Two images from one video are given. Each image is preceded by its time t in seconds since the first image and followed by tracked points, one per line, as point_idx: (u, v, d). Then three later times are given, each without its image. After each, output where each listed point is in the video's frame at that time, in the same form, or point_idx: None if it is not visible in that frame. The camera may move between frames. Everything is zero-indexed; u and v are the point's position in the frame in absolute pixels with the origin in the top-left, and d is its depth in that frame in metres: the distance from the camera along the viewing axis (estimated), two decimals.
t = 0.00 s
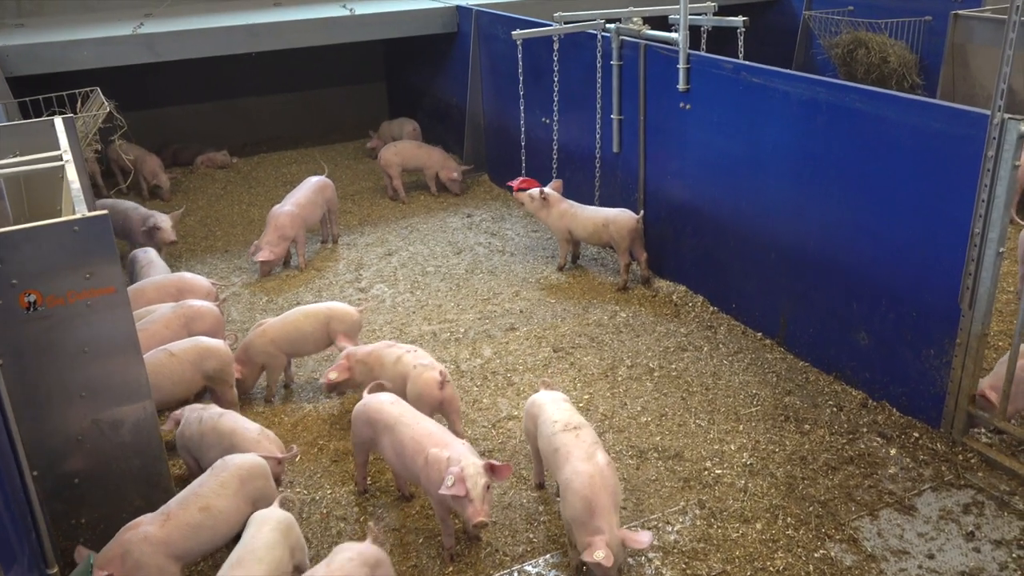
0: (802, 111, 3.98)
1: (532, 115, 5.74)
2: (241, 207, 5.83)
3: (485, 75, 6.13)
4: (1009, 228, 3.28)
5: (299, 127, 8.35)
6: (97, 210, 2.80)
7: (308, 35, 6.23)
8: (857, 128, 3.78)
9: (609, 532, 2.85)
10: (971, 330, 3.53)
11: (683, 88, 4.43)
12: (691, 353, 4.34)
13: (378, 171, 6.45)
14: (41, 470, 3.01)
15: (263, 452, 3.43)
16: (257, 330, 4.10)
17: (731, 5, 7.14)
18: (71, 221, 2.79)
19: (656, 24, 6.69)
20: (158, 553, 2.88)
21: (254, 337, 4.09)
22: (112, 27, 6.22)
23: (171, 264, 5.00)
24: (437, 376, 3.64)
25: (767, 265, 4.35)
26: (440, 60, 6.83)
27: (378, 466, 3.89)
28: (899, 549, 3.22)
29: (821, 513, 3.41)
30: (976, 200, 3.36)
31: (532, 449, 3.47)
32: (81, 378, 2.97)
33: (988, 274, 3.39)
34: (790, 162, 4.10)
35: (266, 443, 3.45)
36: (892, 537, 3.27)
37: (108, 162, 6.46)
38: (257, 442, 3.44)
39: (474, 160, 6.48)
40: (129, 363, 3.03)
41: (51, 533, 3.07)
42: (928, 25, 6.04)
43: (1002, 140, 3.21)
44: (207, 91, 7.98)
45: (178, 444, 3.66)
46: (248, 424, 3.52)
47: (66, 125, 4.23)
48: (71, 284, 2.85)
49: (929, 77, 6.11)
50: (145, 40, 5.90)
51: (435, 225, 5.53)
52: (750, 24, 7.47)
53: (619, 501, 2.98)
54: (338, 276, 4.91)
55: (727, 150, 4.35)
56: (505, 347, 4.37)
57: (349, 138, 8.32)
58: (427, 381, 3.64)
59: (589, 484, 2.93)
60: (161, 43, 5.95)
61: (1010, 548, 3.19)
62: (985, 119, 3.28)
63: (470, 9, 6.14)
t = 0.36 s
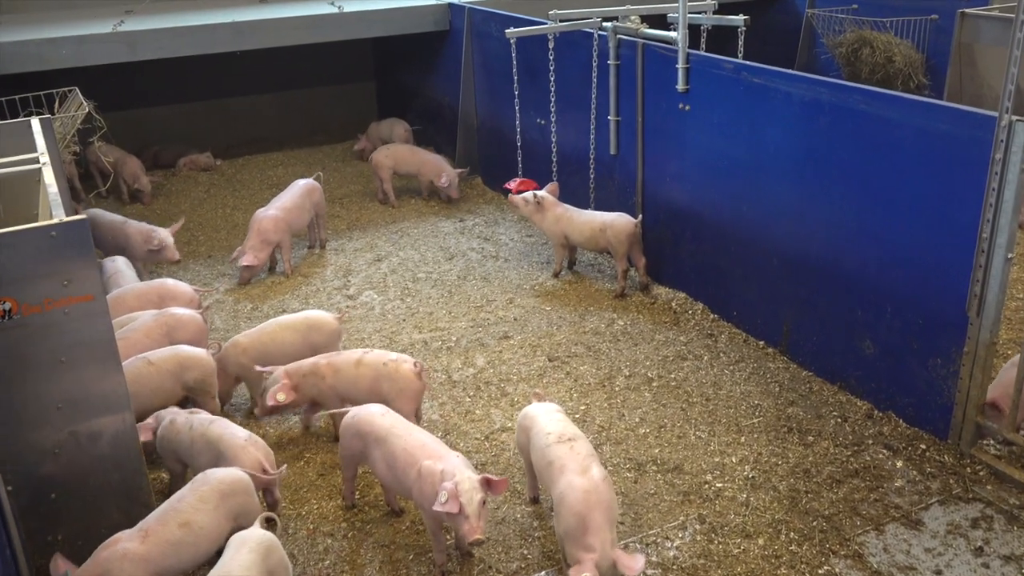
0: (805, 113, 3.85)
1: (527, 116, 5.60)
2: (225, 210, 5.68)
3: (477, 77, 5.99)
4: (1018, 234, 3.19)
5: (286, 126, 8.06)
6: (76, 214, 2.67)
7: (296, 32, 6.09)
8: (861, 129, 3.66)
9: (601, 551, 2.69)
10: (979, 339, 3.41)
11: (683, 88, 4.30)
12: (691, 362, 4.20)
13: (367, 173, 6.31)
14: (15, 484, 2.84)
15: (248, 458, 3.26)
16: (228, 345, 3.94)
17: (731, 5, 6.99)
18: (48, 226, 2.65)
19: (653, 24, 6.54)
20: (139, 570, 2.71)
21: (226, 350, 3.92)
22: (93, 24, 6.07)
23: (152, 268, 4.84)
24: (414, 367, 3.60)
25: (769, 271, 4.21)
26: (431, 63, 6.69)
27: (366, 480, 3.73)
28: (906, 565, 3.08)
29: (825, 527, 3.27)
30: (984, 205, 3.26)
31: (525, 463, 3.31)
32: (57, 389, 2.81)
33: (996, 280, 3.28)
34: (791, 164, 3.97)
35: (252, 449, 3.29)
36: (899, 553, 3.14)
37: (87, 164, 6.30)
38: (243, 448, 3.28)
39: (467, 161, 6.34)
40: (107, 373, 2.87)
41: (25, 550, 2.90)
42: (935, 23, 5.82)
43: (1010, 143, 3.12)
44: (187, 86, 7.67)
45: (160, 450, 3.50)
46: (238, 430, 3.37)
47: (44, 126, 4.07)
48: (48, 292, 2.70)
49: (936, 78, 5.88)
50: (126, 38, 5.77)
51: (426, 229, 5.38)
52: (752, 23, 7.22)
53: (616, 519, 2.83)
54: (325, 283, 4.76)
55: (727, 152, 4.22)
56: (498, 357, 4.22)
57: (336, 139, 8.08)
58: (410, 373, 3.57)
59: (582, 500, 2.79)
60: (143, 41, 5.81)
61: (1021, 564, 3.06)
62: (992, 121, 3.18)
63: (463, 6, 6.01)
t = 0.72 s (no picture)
0: (803, 116, 3.75)
1: (516, 119, 5.47)
2: (204, 218, 5.53)
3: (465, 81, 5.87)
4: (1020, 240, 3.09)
5: (269, 129, 7.86)
6: (49, 221, 2.57)
7: (280, 33, 5.96)
8: (860, 133, 3.56)
9: (591, 561, 2.58)
10: (982, 348, 3.31)
11: (678, 90, 4.19)
12: (687, 373, 4.07)
13: (353, 178, 6.17)
14: None
15: (223, 469, 3.13)
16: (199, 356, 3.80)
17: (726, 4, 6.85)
18: (20, 234, 2.54)
19: (645, 25, 6.41)
20: None
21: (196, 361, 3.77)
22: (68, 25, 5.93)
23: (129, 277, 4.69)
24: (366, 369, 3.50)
25: (766, 279, 4.10)
26: (418, 68, 6.56)
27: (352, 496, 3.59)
28: None
29: (825, 543, 3.15)
30: (985, 210, 3.17)
31: (516, 476, 3.16)
32: (30, 403, 2.67)
33: (999, 289, 3.20)
34: (788, 169, 3.86)
35: (226, 459, 3.15)
36: (901, 570, 3.02)
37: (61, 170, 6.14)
38: (216, 459, 3.14)
39: (456, 166, 6.20)
40: (83, 387, 2.74)
41: None
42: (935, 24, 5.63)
43: (1012, 147, 3.04)
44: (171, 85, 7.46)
45: (128, 465, 3.34)
46: (212, 441, 3.23)
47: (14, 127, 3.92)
48: (20, 302, 2.58)
49: (937, 79, 5.69)
50: (102, 39, 5.63)
51: (413, 237, 5.24)
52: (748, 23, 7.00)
53: (611, 534, 2.69)
54: (309, 292, 4.62)
55: (722, 156, 4.11)
56: (488, 368, 4.08)
57: (320, 143, 7.82)
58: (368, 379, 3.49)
59: (574, 512, 2.65)
60: (120, 44, 5.68)
61: None
62: (994, 125, 3.09)
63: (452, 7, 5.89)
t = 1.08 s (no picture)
0: (797, 118, 3.64)
1: (502, 121, 5.35)
2: (179, 223, 5.37)
3: (449, 84, 5.74)
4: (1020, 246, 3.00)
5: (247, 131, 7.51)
6: (19, 225, 2.49)
7: (257, 32, 5.83)
8: (856, 135, 3.45)
9: None
10: (981, 357, 3.21)
11: (669, 92, 4.07)
12: (679, 384, 3.95)
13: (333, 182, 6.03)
14: None
15: (194, 483, 3.00)
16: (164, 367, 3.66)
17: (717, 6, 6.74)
18: None
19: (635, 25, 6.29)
20: None
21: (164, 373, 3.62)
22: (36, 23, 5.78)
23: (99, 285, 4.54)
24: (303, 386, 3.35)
25: (759, 286, 3.99)
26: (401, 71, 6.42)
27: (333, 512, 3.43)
28: None
29: (821, 559, 3.03)
30: (984, 216, 3.08)
31: (504, 494, 3.02)
32: None
33: (998, 296, 3.10)
34: (783, 173, 3.75)
35: (197, 471, 3.02)
36: None
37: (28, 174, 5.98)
38: (186, 473, 3.01)
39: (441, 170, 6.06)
40: (53, 401, 2.64)
41: None
42: (934, 25, 5.56)
43: (1010, 151, 2.94)
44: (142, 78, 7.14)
45: (90, 481, 3.16)
46: (179, 455, 3.09)
47: None
48: None
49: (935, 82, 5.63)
50: (73, 38, 5.49)
51: (396, 242, 5.11)
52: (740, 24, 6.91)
53: (586, 560, 2.54)
54: (287, 300, 4.48)
55: (713, 160, 4.00)
56: (473, 379, 3.94)
57: (303, 144, 7.49)
58: (305, 396, 3.35)
59: (543, 535, 2.52)
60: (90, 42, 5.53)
61: None
62: (993, 128, 3.00)
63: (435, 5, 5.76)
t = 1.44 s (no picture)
0: (794, 121, 3.53)
1: (489, 122, 5.22)
2: (154, 225, 5.22)
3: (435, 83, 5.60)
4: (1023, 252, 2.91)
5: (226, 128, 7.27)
6: None
7: (236, 27, 5.69)
8: (855, 138, 3.34)
9: None
10: (983, 367, 3.10)
11: (662, 93, 3.96)
12: (672, 394, 3.82)
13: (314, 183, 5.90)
14: None
15: (171, 499, 2.84)
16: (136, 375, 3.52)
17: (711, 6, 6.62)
18: None
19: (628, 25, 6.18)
20: None
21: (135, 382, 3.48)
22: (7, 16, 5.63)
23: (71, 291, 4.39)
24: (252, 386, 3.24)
25: (754, 293, 3.87)
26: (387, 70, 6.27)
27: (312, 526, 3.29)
28: None
29: None
30: (986, 222, 2.98)
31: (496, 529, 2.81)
32: None
33: (1000, 304, 3.00)
34: (779, 176, 3.64)
35: (175, 487, 2.86)
36: None
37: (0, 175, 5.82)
38: (165, 486, 2.85)
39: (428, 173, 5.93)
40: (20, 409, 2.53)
41: None
42: (934, 25, 5.44)
43: (1013, 155, 2.85)
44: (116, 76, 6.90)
45: (70, 495, 3.01)
46: (161, 467, 2.94)
47: None
48: None
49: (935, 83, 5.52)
50: (45, 33, 5.34)
51: (380, 246, 4.97)
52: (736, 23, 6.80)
53: None
54: (267, 306, 4.34)
55: (708, 164, 3.88)
56: (460, 389, 3.81)
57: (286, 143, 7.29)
58: (254, 398, 3.22)
59: (522, 562, 2.38)
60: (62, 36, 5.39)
61: None
62: (994, 132, 2.91)
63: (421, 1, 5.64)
